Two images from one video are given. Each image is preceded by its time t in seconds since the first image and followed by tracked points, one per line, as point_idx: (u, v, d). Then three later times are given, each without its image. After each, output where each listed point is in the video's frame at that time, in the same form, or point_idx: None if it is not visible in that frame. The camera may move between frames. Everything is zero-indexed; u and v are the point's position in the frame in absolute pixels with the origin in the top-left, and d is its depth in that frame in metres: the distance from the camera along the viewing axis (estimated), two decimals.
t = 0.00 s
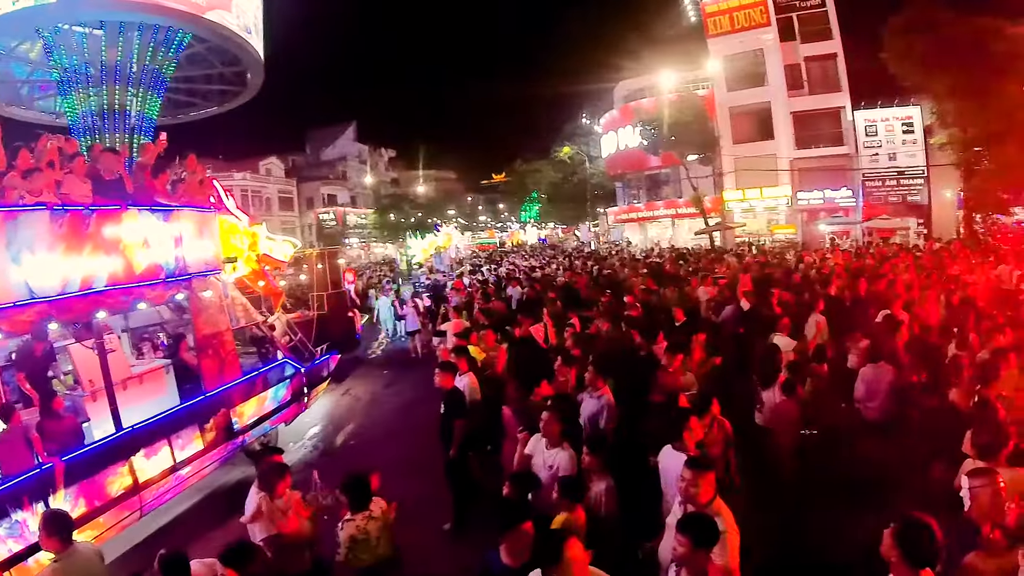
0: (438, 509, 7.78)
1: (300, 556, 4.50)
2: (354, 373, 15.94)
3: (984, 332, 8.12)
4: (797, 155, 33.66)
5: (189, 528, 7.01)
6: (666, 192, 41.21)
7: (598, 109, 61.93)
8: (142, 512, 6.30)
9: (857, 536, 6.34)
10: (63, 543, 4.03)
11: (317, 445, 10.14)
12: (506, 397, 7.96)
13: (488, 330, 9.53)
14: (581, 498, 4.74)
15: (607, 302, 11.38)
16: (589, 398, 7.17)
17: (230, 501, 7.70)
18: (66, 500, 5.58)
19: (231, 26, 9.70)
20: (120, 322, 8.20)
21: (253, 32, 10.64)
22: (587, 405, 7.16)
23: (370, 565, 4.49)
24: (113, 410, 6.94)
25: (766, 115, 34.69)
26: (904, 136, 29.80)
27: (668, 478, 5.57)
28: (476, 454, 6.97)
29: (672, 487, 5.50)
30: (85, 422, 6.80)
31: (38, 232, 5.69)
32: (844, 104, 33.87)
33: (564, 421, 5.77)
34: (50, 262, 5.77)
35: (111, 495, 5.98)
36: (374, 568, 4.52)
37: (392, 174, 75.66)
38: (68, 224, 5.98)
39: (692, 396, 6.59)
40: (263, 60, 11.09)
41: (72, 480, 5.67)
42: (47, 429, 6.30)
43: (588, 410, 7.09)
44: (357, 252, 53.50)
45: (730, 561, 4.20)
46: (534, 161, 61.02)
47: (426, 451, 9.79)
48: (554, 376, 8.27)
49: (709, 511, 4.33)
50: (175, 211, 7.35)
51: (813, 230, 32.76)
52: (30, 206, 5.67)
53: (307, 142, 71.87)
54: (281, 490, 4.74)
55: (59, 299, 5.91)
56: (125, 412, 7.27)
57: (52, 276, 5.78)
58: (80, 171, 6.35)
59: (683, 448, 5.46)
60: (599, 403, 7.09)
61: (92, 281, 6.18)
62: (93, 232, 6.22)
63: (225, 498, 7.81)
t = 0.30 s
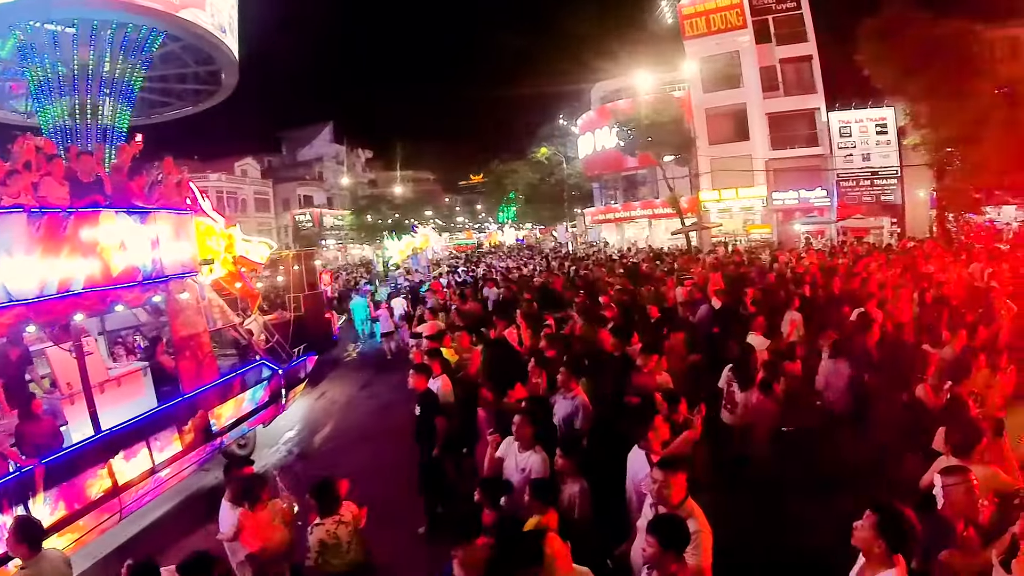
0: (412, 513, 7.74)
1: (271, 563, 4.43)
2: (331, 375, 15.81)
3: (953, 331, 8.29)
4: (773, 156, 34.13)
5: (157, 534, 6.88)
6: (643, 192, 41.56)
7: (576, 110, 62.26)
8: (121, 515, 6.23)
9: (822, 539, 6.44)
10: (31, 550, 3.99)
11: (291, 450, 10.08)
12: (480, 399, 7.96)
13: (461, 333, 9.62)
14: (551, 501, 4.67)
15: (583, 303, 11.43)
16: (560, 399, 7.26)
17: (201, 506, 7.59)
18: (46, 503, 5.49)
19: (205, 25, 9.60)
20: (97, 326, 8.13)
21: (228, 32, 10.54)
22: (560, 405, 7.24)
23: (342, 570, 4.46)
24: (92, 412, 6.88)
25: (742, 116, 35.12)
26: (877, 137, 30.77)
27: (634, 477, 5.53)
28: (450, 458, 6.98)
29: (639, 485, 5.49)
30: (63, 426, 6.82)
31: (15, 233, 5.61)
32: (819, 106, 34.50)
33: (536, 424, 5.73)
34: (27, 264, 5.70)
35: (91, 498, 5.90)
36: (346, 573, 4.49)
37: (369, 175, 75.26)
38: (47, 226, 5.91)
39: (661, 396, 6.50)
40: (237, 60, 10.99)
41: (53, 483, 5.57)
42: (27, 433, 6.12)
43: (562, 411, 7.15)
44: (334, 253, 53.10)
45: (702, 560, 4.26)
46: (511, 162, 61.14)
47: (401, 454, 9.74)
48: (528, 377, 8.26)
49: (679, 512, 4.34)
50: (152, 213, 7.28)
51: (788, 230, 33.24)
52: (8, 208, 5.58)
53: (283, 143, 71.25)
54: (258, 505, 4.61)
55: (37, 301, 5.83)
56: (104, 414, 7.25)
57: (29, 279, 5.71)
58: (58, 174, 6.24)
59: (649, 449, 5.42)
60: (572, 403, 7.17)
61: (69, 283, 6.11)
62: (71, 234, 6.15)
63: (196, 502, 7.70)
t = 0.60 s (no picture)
0: (398, 514, 7.74)
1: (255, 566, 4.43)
2: (317, 378, 15.74)
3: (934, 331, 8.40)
4: (757, 158, 34.47)
5: (141, 540, 6.82)
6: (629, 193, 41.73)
7: (562, 112, 62.48)
8: (112, 515, 6.18)
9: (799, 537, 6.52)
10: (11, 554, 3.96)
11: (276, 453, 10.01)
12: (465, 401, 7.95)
13: (444, 334, 9.57)
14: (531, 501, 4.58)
15: (568, 305, 11.45)
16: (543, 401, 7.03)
17: (184, 511, 7.53)
18: (37, 504, 5.42)
19: (189, 26, 9.53)
20: (86, 328, 8.11)
21: (212, 34, 10.48)
22: (541, 405, 7.06)
23: (324, 571, 4.44)
24: (82, 414, 6.88)
25: (727, 117, 35.39)
26: (861, 137, 31.00)
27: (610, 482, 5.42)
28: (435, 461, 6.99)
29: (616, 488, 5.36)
30: (53, 428, 6.83)
31: (6, 235, 5.56)
32: (802, 107, 34.98)
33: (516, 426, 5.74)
34: (18, 267, 5.65)
35: (82, 499, 5.85)
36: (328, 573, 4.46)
37: (356, 178, 74.97)
38: (38, 229, 5.86)
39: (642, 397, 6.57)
40: (221, 62, 10.93)
41: (44, 484, 5.50)
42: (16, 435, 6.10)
43: (544, 412, 6.96)
44: (320, 256, 52.75)
45: (682, 560, 4.25)
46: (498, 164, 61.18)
47: (386, 457, 9.72)
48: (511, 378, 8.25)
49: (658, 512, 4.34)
50: (141, 216, 7.22)
51: (773, 230, 33.46)
52: None
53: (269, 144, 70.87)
54: (250, 509, 4.55)
55: (28, 305, 5.78)
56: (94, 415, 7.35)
57: (20, 282, 5.66)
58: (47, 178, 6.26)
59: (623, 453, 5.39)
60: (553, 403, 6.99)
61: (59, 287, 6.05)
62: (62, 238, 6.09)
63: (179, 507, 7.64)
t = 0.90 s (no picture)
0: (376, 520, 7.69)
1: None
2: (296, 384, 15.63)
3: (908, 325, 8.53)
4: (734, 156, 34.82)
5: (117, 554, 6.70)
6: (607, 193, 41.95)
7: (540, 114, 62.72)
8: (96, 522, 6.08)
9: (776, 533, 6.60)
10: None
11: (256, 458, 9.96)
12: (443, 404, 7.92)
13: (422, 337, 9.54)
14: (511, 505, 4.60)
15: (547, 306, 11.47)
16: (517, 402, 7.07)
17: (162, 521, 7.43)
18: (24, 511, 5.32)
19: (163, 30, 9.39)
20: (63, 336, 7.91)
21: (185, 37, 10.35)
22: (517, 407, 7.07)
23: (305, 572, 4.44)
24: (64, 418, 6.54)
25: (703, 116, 35.75)
26: (836, 135, 32.02)
27: (581, 489, 5.41)
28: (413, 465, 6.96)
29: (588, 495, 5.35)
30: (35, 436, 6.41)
31: None
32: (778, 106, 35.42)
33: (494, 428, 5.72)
34: None
35: (67, 506, 5.75)
36: None
37: (334, 181, 74.55)
38: (17, 237, 5.72)
39: (618, 396, 6.60)
40: (194, 66, 10.79)
41: (29, 491, 5.39)
42: None
43: (520, 414, 6.97)
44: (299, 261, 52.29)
45: (658, 559, 4.19)
46: (476, 165, 61.28)
47: (365, 462, 9.66)
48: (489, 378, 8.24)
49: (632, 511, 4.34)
50: (119, 223, 7.12)
51: (751, 227, 33.68)
52: None
53: (245, 149, 70.17)
54: (237, 517, 4.48)
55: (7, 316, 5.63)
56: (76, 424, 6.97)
57: (2, 292, 5.52)
58: (25, 188, 6.22)
59: (594, 459, 5.35)
60: (530, 404, 7.01)
61: (41, 295, 5.92)
62: (41, 245, 5.96)
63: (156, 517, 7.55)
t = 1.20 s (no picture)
0: (342, 527, 7.62)
1: None
2: (261, 390, 15.42)
3: (867, 317, 8.74)
4: (695, 153, 35.47)
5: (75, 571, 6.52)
6: (571, 191, 42.25)
7: (502, 113, 62.79)
8: (67, 533, 5.93)
9: (738, 523, 6.79)
10: None
11: (224, 466, 9.82)
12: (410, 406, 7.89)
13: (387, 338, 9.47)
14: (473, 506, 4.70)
15: (513, 305, 11.50)
16: (481, 401, 7.12)
17: (123, 536, 7.25)
18: None
19: (119, 30, 9.16)
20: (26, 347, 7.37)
21: (142, 38, 10.14)
22: (481, 407, 7.14)
23: None
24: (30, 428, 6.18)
25: (665, 114, 36.24)
26: (795, 131, 32.58)
27: (546, 491, 5.51)
28: (378, 468, 6.92)
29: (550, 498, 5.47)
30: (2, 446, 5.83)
31: None
32: (738, 103, 36.10)
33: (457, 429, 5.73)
34: None
35: (37, 517, 5.60)
36: None
37: (296, 183, 73.57)
38: None
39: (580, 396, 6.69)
40: (152, 66, 10.55)
41: None
42: None
43: (485, 413, 7.03)
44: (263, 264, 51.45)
45: (623, 552, 4.23)
46: (439, 165, 61.08)
47: (331, 468, 9.55)
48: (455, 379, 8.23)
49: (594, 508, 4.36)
50: (81, 229, 6.98)
51: (713, 223, 34.32)
52: None
53: (205, 151, 68.83)
54: (207, 528, 4.41)
55: None
56: (43, 434, 6.53)
57: None
58: None
59: (554, 460, 5.23)
60: (492, 403, 7.09)
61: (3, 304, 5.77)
62: (3, 252, 5.79)
63: (117, 531, 7.37)
